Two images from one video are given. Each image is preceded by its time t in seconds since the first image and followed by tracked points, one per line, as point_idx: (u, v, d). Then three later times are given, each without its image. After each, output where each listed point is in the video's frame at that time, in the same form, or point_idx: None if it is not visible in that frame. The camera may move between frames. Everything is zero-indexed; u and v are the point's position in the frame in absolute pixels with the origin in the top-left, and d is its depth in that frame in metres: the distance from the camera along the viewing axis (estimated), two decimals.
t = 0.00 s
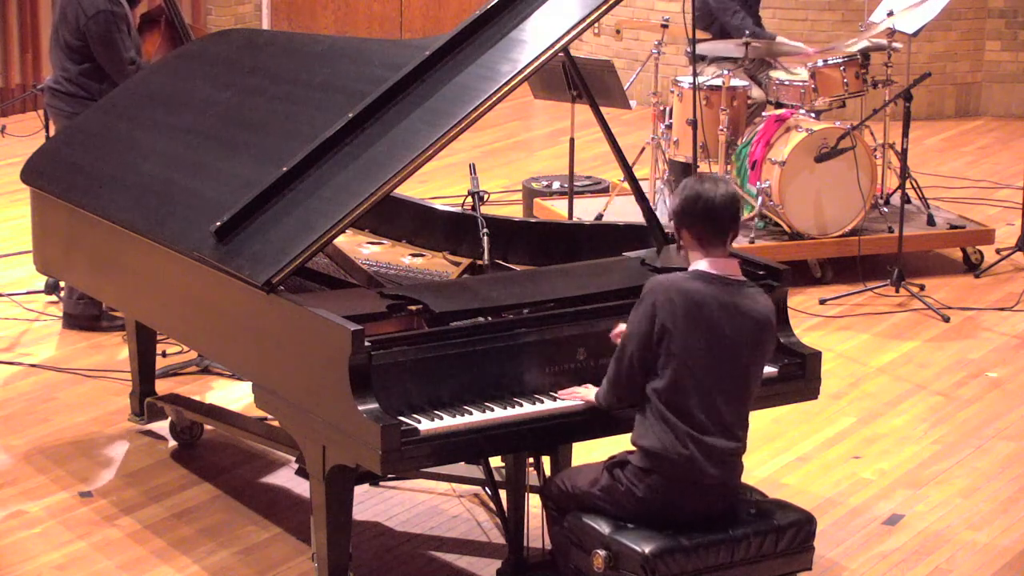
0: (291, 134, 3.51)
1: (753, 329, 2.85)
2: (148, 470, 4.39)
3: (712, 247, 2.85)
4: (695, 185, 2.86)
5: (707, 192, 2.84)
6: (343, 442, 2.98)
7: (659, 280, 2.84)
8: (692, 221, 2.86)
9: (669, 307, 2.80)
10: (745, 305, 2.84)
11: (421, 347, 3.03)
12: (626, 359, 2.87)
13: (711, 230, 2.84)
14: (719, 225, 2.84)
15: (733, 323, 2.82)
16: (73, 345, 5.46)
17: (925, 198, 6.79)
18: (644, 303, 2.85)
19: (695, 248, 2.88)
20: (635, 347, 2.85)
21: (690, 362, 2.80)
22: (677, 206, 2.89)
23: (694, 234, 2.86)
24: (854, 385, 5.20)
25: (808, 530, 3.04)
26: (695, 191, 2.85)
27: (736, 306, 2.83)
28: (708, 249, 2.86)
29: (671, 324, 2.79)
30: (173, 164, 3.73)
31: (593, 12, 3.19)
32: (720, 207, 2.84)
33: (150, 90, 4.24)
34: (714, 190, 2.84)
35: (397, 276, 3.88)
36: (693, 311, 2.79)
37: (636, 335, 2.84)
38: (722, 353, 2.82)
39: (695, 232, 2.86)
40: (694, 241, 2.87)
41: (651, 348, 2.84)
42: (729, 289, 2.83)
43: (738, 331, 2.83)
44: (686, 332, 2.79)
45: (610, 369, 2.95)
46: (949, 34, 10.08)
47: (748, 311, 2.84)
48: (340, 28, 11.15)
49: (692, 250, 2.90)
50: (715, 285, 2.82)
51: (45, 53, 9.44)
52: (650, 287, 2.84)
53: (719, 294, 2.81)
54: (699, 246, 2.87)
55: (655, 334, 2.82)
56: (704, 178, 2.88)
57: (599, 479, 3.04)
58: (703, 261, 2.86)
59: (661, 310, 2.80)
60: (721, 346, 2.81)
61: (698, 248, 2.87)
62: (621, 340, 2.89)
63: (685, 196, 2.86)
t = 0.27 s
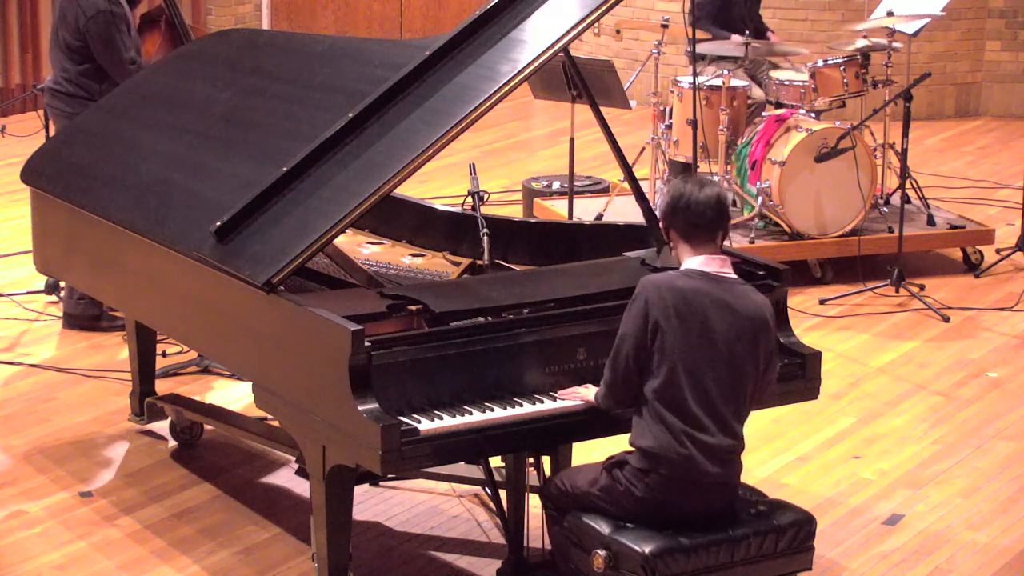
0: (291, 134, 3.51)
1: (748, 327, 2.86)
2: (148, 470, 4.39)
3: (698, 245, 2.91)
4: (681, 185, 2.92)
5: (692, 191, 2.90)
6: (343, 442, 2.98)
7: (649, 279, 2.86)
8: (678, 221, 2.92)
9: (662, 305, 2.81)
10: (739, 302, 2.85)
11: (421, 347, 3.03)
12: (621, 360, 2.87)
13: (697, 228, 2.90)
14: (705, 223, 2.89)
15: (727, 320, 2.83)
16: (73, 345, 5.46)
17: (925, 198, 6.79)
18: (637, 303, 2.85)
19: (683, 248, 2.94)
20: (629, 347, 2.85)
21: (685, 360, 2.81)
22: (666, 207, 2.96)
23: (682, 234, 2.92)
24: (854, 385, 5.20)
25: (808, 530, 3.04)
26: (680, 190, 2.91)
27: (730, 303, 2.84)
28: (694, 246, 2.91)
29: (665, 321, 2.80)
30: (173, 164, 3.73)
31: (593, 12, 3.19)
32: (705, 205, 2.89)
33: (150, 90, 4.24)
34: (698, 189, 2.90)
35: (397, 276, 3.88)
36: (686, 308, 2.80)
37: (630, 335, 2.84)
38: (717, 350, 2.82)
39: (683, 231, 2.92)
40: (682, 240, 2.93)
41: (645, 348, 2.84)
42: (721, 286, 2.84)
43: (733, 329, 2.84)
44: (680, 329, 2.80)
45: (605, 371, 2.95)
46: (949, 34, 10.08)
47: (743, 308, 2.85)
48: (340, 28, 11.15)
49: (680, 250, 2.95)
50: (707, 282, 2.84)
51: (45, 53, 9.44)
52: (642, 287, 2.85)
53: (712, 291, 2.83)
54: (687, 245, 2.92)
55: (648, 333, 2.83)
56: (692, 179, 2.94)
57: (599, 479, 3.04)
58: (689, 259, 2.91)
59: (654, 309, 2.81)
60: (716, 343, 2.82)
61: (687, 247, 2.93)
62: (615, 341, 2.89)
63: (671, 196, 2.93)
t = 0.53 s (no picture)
0: (291, 134, 3.51)
1: (748, 327, 2.86)
2: (148, 470, 4.39)
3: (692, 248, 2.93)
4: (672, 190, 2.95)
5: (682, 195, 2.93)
6: (343, 442, 2.98)
7: (648, 280, 2.86)
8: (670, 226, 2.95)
9: (662, 306, 2.81)
10: (738, 302, 2.85)
11: (421, 347, 3.03)
12: (620, 361, 2.87)
13: (689, 231, 2.92)
14: (698, 226, 2.92)
15: (726, 320, 2.83)
16: (73, 345, 5.46)
17: (925, 198, 6.79)
18: (636, 303, 2.85)
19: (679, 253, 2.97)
20: (629, 347, 2.85)
21: (685, 359, 2.81)
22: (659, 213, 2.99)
23: (676, 238, 2.95)
24: (854, 385, 5.20)
25: (808, 530, 3.04)
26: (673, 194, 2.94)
27: (730, 303, 2.84)
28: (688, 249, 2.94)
29: (664, 321, 2.80)
30: (174, 164, 3.73)
31: (593, 12, 3.19)
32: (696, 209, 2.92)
33: (150, 90, 4.24)
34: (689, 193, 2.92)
35: (397, 276, 3.88)
36: (686, 307, 2.80)
37: (630, 335, 2.84)
38: (717, 350, 2.82)
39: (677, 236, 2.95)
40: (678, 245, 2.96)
41: (645, 348, 2.84)
42: (721, 286, 2.84)
43: (733, 329, 2.84)
44: (680, 329, 2.80)
45: (605, 371, 2.95)
46: (949, 34, 10.08)
47: (743, 308, 2.85)
48: (340, 28, 11.14)
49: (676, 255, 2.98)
50: (707, 282, 2.84)
51: (45, 53, 9.44)
52: (641, 287, 2.85)
53: (711, 291, 2.83)
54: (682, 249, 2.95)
55: (648, 333, 2.83)
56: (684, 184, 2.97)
57: (599, 479, 3.04)
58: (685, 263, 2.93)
59: (653, 309, 2.81)
60: (716, 342, 2.82)
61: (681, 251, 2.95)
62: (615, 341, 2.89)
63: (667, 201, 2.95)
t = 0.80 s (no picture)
0: (291, 134, 3.51)
1: (749, 327, 2.85)
2: (148, 470, 4.39)
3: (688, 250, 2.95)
4: (671, 196, 2.98)
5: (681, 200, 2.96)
6: (343, 442, 2.98)
7: (648, 280, 2.86)
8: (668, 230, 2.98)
9: (662, 305, 2.81)
10: (739, 302, 2.85)
11: (421, 347, 3.03)
12: (621, 361, 2.87)
13: (686, 235, 2.95)
14: (697, 231, 2.95)
15: (728, 320, 2.83)
16: (73, 345, 5.46)
17: (925, 198, 6.79)
18: (637, 303, 2.85)
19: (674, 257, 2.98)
20: (629, 347, 2.85)
21: (686, 360, 2.81)
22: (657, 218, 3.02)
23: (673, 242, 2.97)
24: (854, 385, 5.20)
25: (808, 531, 3.04)
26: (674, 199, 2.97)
27: (730, 303, 2.84)
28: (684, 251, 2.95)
29: (665, 321, 2.80)
30: (174, 164, 3.73)
31: (593, 12, 3.19)
32: (694, 213, 2.95)
33: (150, 90, 4.24)
34: (687, 198, 2.96)
35: (397, 276, 3.88)
36: (687, 308, 2.80)
37: (630, 335, 2.84)
38: (717, 351, 2.82)
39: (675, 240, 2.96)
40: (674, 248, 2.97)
41: (645, 348, 2.84)
42: (721, 286, 2.84)
43: (734, 329, 2.83)
44: (680, 329, 2.80)
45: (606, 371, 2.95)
46: (949, 34, 10.08)
47: (743, 307, 2.85)
48: (340, 28, 11.14)
49: (672, 257, 2.99)
50: (708, 282, 2.84)
51: (45, 53, 9.44)
52: (642, 287, 2.85)
53: (712, 291, 2.83)
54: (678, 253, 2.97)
55: (648, 333, 2.83)
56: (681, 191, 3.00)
57: (598, 479, 3.04)
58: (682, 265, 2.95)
59: (654, 309, 2.81)
60: (717, 342, 2.82)
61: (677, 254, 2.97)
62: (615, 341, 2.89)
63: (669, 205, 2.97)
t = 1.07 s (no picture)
0: (291, 134, 3.51)
1: (749, 327, 2.85)
2: (148, 469, 4.39)
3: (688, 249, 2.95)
4: (673, 197, 2.99)
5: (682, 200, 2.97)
6: (343, 442, 2.98)
7: (648, 280, 2.86)
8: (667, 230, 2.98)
9: (661, 305, 2.81)
10: (738, 301, 2.85)
11: (421, 347, 3.03)
12: (621, 361, 2.88)
13: (687, 235, 2.95)
14: (699, 231, 2.95)
15: (727, 320, 2.83)
16: (73, 345, 5.46)
17: (925, 198, 6.79)
18: (637, 303, 2.86)
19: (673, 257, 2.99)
20: (629, 347, 2.85)
21: (685, 359, 2.81)
22: (656, 218, 3.02)
23: (673, 242, 2.98)
24: (854, 386, 5.20)
25: (808, 531, 3.04)
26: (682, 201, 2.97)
27: (730, 303, 2.84)
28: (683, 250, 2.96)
29: (664, 321, 2.80)
30: (174, 164, 3.73)
31: (593, 12, 3.19)
32: (694, 214, 2.96)
33: (150, 90, 4.23)
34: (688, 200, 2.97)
35: (397, 276, 3.88)
36: (686, 307, 2.81)
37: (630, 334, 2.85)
38: (717, 350, 2.82)
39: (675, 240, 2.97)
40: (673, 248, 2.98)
41: (645, 347, 2.84)
42: (721, 285, 2.85)
43: (733, 329, 2.83)
44: (680, 329, 2.80)
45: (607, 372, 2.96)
46: (949, 35, 10.08)
47: (743, 306, 2.85)
48: (340, 28, 11.14)
49: (670, 256, 2.99)
50: (707, 282, 2.84)
51: (45, 53, 9.44)
52: (642, 287, 2.85)
53: (712, 291, 2.83)
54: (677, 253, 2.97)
55: (648, 333, 2.83)
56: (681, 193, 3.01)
57: (599, 479, 3.04)
58: (681, 264, 2.96)
59: (653, 308, 2.81)
60: (717, 342, 2.82)
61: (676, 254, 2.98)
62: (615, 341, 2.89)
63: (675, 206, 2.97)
